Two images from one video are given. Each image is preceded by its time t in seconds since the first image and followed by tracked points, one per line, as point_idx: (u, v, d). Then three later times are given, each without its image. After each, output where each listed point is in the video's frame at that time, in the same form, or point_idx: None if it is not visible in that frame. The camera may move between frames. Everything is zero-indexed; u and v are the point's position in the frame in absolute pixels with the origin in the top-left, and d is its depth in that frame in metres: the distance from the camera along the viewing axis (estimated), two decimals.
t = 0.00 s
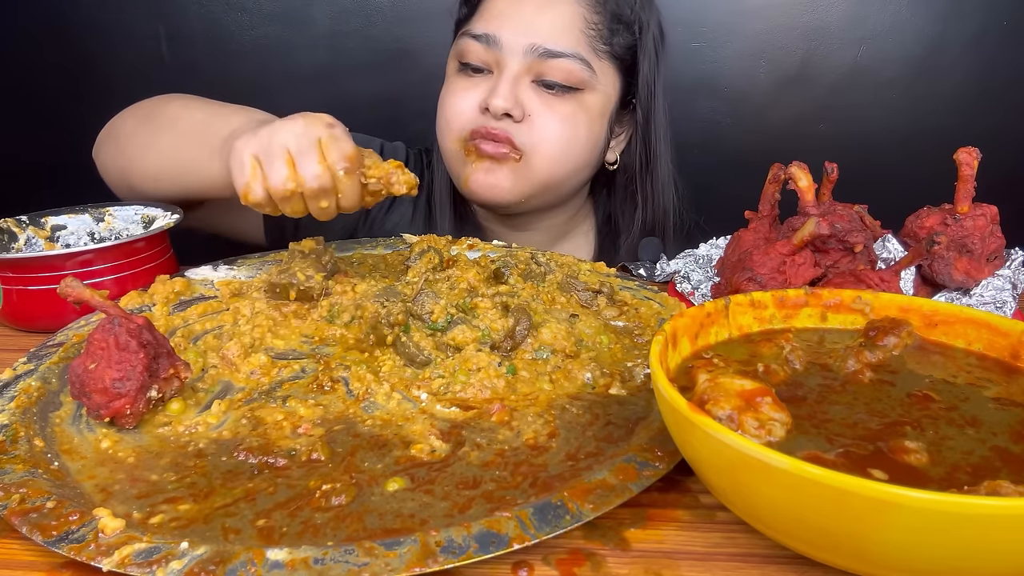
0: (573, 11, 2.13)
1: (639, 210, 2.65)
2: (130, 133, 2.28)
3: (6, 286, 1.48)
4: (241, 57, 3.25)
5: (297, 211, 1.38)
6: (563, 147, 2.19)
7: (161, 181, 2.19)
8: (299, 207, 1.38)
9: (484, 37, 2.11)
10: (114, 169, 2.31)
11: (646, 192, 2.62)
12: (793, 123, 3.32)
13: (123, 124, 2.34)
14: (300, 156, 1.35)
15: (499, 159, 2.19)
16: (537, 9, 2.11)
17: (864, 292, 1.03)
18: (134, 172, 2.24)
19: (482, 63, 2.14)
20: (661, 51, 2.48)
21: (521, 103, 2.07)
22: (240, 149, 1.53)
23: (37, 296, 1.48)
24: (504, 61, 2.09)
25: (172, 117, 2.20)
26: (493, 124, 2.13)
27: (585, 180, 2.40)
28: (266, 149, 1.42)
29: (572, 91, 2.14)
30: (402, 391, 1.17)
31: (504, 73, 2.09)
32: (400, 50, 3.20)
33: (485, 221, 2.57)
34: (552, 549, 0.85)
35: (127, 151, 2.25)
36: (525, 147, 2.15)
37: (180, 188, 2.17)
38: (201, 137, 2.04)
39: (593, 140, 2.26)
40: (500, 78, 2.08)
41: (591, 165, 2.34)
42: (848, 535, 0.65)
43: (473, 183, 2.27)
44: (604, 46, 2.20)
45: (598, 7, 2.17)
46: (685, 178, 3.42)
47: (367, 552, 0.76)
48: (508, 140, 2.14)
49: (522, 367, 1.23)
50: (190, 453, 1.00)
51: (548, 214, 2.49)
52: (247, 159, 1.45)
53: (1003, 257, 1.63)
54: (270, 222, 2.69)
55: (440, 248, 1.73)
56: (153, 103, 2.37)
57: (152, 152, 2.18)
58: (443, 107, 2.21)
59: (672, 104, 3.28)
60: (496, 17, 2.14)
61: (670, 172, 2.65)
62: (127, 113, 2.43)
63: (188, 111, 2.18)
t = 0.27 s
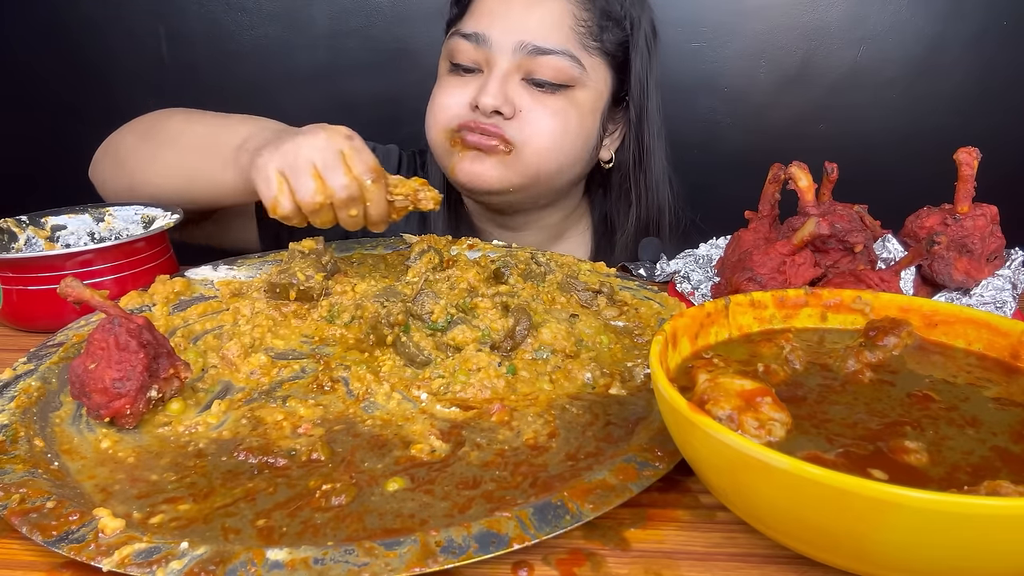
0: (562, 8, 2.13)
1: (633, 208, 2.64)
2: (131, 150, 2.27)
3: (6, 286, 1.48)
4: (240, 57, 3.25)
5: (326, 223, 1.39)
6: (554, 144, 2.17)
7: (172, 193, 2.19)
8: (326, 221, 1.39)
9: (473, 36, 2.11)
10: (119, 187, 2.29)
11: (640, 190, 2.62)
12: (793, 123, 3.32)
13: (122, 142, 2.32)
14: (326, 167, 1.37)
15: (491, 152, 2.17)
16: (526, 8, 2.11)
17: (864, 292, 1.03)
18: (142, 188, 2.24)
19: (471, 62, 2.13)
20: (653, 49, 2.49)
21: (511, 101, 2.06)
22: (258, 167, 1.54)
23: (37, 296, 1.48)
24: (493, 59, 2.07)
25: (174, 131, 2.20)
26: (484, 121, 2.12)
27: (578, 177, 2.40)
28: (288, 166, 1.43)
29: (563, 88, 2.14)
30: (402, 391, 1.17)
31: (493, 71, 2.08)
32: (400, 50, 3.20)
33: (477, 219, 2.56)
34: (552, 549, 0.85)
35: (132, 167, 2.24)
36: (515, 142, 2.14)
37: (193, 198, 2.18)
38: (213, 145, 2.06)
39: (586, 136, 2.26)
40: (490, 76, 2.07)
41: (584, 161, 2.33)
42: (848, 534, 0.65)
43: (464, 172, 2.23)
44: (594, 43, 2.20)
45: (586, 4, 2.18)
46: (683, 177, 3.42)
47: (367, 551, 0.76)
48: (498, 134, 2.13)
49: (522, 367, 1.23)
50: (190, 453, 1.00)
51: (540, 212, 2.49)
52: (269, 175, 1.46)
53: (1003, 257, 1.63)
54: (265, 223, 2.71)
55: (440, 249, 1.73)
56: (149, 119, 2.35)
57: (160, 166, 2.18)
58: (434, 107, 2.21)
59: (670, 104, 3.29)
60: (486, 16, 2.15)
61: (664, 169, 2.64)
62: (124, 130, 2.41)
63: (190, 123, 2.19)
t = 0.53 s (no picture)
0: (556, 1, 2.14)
1: (628, 207, 2.63)
2: (149, 143, 2.31)
3: (6, 286, 1.48)
4: (240, 57, 3.25)
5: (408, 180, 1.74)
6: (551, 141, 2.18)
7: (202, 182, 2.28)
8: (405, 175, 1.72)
9: (468, 32, 2.13)
10: (138, 181, 2.33)
11: (636, 189, 2.61)
12: (793, 123, 3.32)
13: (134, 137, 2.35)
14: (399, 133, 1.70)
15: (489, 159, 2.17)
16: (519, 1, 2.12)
17: (864, 292, 1.03)
18: (165, 180, 2.29)
19: (467, 58, 2.15)
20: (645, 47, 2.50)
21: (507, 97, 2.07)
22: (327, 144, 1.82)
23: (37, 296, 1.48)
24: (488, 56, 2.10)
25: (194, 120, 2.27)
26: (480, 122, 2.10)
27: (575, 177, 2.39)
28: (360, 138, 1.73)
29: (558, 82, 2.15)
30: (402, 391, 1.17)
31: (488, 67, 2.10)
32: (400, 50, 3.20)
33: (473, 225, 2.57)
34: (552, 549, 0.85)
35: (151, 160, 2.28)
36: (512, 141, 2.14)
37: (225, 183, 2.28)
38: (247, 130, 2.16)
39: (583, 132, 2.26)
40: (486, 72, 2.09)
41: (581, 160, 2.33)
42: (849, 535, 0.65)
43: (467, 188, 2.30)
44: (588, 38, 2.21)
45: None
46: (683, 176, 3.43)
47: (367, 552, 0.76)
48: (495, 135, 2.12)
49: (522, 367, 1.23)
50: (190, 453, 1.00)
51: (539, 220, 2.51)
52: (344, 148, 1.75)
53: (1003, 257, 1.63)
54: (262, 223, 2.66)
55: (440, 249, 1.73)
56: (158, 112, 2.39)
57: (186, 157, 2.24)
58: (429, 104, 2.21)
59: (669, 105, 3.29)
60: (479, 11, 2.16)
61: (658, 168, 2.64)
62: (130, 125, 2.43)
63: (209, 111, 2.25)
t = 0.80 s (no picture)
0: None
1: (626, 206, 2.63)
2: (152, 138, 2.30)
3: (6, 286, 1.48)
4: (240, 57, 3.24)
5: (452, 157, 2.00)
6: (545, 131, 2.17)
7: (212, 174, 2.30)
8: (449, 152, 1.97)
9: (467, 22, 2.14)
10: (140, 177, 2.32)
11: (633, 189, 2.61)
12: (792, 122, 3.32)
13: (136, 132, 2.34)
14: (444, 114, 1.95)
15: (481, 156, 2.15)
16: None
17: (863, 292, 1.03)
18: (169, 174, 2.29)
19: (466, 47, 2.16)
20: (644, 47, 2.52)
21: (501, 85, 2.06)
22: (371, 129, 2.03)
23: (37, 296, 1.48)
24: (485, 44, 2.10)
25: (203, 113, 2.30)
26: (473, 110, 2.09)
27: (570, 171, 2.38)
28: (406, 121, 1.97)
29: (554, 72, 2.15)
30: (402, 391, 1.17)
31: (485, 56, 2.10)
32: (400, 50, 3.20)
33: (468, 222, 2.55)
34: (552, 549, 0.85)
35: (156, 153, 2.28)
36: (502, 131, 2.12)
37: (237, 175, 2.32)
38: (268, 119, 2.22)
39: (577, 125, 2.25)
40: (483, 61, 2.09)
41: (573, 152, 2.30)
42: (848, 535, 0.65)
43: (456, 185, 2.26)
44: (587, 32, 2.23)
45: None
46: (683, 176, 3.43)
47: (367, 552, 0.76)
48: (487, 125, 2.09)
49: (522, 367, 1.23)
50: (190, 453, 1.00)
51: (534, 215, 2.50)
52: (392, 131, 1.98)
53: (1003, 257, 1.63)
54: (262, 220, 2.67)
55: (440, 248, 1.73)
56: (159, 106, 2.39)
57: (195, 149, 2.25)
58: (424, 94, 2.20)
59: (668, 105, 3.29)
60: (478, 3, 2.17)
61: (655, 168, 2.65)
62: (129, 121, 2.42)
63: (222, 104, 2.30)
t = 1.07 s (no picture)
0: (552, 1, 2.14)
1: (628, 211, 2.64)
2: (148, 135, 2.29)
3: (6, 286, 1.48)
4: (240, 57, 3.25)
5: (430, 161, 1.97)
6: (542, 142, 2.18)
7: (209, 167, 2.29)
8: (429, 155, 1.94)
9: (464, 32, 2.14)
10: (137, 174, 2.30)
11: (634, 192, 2.62)
12: (792, 122, 3.32)
13: (132, 131, 2.33)
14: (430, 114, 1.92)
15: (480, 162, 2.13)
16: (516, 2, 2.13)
17: (864, 292, 1.03)
18: (166, 170, 2.28)
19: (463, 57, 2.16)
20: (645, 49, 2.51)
21: (498, 97, 2.07)
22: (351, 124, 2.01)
23: (37, 296, 1.48)
24: (482, 55, 2.10)
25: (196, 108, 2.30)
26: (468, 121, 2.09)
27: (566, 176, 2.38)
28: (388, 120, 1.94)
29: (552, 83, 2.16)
30: (402, 391, 1.17)
31: (482, 67, 2.10)
32: (400, 50, 3.20)
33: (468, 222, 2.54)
34: (552, 549, 0.85)
35: (152, 149, 2.26)
36: (498, 142, 2.12)
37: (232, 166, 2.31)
38: (252, 107, 2.22)
39: (573, 133, 2.26)
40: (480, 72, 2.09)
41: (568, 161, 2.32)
42: (848, 535, 0.65)
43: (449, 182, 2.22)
44: (584, 39, 2.22)
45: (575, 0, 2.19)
46: (683, 176, 3.43)
47: (367, 552, 0.76)
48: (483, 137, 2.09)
49: (522, 367, 1.23)
50: (190, 453, 1.00)
51: (531, 217, 2.49)
52: (372, 129, 1.96)
53: (1003, 257, 1.63)
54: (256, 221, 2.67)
55: (440, 249, 1.73)
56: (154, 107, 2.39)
57: (189, 141, 2.24)
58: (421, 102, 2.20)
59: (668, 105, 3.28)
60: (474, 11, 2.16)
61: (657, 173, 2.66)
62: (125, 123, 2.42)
63: (211, 98, 2.30)
